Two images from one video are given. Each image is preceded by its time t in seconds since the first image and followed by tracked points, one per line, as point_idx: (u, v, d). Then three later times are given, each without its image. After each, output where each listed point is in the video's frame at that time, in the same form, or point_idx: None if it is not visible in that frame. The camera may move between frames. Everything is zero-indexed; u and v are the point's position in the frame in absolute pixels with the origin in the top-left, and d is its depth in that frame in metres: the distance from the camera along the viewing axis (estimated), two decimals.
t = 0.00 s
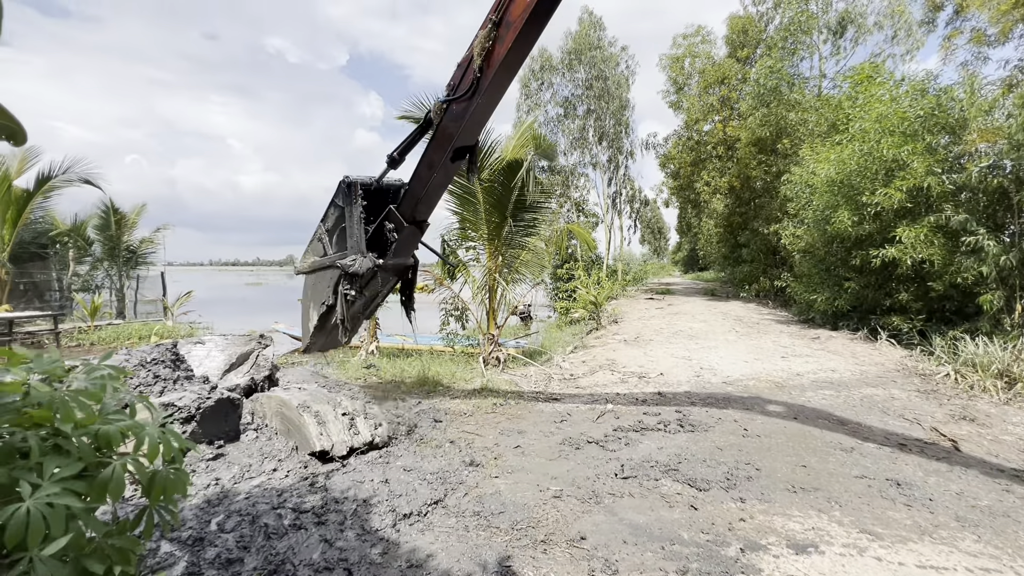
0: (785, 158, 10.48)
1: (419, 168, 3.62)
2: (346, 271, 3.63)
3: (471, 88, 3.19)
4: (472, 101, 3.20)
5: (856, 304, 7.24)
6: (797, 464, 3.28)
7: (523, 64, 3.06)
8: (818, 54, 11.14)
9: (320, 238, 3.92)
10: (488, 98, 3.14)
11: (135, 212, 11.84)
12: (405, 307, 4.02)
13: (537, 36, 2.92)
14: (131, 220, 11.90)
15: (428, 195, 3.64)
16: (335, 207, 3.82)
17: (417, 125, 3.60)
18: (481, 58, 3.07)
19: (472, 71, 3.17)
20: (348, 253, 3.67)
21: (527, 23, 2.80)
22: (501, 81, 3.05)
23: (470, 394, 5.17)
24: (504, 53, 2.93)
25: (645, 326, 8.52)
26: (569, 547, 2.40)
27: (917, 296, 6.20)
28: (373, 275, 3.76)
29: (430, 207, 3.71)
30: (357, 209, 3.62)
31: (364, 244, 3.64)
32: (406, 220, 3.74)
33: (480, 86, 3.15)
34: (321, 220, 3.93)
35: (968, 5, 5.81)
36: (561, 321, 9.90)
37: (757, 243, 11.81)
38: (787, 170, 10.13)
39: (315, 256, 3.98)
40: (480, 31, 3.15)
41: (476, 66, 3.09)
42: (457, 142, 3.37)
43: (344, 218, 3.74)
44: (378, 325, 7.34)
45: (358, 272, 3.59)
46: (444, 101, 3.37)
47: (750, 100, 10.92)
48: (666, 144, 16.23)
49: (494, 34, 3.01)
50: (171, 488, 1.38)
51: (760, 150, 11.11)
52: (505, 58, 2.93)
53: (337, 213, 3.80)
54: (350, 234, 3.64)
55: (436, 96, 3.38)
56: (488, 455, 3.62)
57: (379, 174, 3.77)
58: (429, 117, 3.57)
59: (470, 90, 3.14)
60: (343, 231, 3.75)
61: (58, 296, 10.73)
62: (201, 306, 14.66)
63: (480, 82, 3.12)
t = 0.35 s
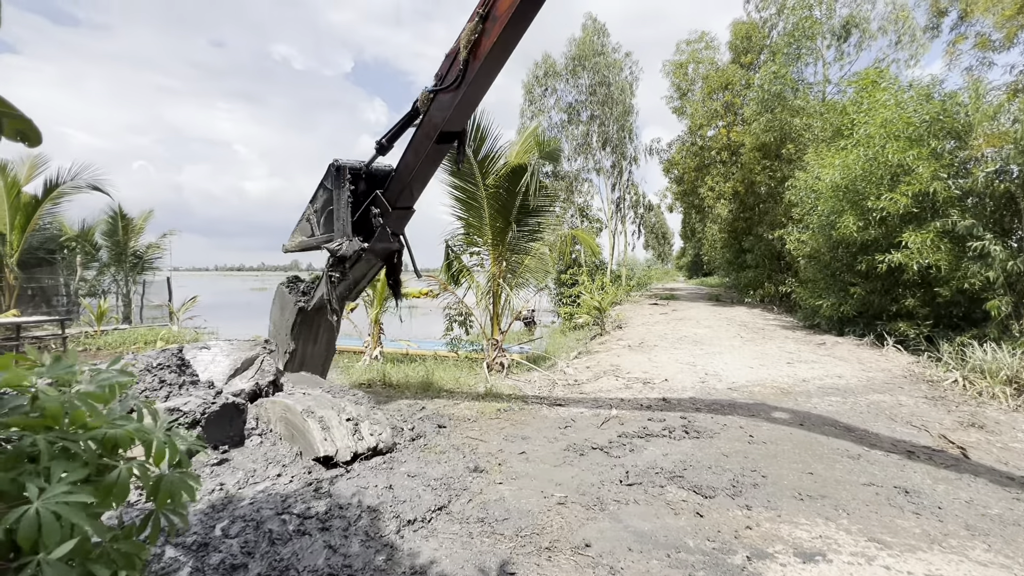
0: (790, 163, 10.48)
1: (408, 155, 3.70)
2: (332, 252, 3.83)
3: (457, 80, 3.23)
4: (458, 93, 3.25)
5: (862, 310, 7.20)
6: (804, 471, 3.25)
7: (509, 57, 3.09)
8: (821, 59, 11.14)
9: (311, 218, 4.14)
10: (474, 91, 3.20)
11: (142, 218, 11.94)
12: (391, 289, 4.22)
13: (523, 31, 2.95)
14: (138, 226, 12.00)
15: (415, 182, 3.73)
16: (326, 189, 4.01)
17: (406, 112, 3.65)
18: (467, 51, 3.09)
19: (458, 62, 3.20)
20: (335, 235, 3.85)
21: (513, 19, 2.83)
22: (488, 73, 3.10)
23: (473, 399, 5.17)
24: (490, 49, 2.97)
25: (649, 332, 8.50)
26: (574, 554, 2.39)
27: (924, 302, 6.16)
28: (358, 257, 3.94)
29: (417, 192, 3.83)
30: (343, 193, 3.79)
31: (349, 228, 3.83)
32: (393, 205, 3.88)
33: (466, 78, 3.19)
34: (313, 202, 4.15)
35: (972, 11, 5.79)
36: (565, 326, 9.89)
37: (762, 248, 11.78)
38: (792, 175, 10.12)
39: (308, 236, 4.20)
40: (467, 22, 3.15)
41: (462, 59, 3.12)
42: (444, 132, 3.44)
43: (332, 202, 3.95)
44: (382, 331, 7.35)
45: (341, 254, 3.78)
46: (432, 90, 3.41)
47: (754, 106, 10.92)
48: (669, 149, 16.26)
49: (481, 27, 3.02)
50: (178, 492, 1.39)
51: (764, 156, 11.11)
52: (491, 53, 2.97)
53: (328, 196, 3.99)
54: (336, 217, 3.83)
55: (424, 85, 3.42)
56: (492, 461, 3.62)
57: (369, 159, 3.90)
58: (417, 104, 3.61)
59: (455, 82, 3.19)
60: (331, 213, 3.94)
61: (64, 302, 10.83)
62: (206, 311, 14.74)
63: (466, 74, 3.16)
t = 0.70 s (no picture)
0: (787, 170, 10.55)
1: (409, 140, 3.64)
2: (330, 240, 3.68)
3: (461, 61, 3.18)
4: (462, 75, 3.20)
5: (860, 317, 7.21)
6: (804, 480, 3.24)
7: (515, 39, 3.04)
8: (817, 68, 11.24)
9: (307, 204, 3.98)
10: (478, 73, 3.14)
11: (140, 226, 11.94)
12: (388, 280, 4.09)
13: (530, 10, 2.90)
14: (136, 234, 12.00)
15: (416, 168, 3.66)
16: (323, 175, 3.84)
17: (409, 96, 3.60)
18: (472, 31, 3.03)
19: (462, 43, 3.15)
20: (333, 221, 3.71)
21: None
22: (493, 55, 3.04)
23: (472, 407, 5.15)
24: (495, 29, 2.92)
25: (648, 339, 8.50)
26: (574, 564, 2.37)
27: (921, 308, 6.18)
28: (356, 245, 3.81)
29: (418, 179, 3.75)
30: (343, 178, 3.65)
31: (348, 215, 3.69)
32: (392, 192, 3.78)
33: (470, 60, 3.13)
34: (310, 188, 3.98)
35: (965, 21, 5.86)
36: (564, 333, 9.89)
37: (760, 255, 11.81)
38: (789, 183, 10.18)
39: (303, 222, 4.03)
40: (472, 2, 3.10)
41: (467, 40, 3.06)
42: (447, 116, 3.38)
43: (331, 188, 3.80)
44: (380, 338, 7.32)
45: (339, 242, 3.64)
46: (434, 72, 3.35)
47: (751, 113, 11.00)
48: (667, 156, 16.35)
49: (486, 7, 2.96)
50: (176, 503, 1.38)
51: (761, 163, 11.18)
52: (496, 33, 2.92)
53: (325, 181, 3.83)
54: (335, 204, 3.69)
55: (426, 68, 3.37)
56: (491, 470, 3.60)
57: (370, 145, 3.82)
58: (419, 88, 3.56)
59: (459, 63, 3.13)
60: (329, 199, 3.79)
61: (61, 309, 10.73)
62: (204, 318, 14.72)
63: (470, 55, 3.11)
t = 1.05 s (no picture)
0: (775, 179, 10.73)
1: (439, 139, 3.71)
2: (358, 252, 3.63)
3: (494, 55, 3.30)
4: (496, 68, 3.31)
5: (847, 324, 7.29)
6: (793, 487, 3.26)
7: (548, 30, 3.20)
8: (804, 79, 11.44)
9: (327, 217, 3.99)
10: (512, 65, 3.26)
11: (127, 233, 11.74)
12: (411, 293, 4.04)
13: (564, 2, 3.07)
14: (122, 242, 11.70)
15: (445, 168, 3.70)
16: (345, 185, 3.89)
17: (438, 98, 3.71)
18: (507, 24, 3.19)
19: (496, 38, 3.28)
20: (358, 231, 3.73)
21: None
22: (528, 46, 3.18)
23: (464, 416, 5.12)
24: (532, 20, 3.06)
25: (639, 346, 8.52)
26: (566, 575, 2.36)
27: (907, 315, 6.27)
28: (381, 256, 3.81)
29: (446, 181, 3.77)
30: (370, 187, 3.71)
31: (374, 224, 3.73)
32: (420, 197, 3.82)
33: (504, 52, 3.26)
34: (331, 201, 3.99)
35: (945, 35, 6.02)
36: (556, 341, 9.89)
37: (749, 263, 11.93)
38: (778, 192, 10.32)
39: (321, 237, 4.03)
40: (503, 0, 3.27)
41: (501, 32, 3.21)
42: (480, 111, 3.45)
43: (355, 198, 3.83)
44: (371, 347, 7.26)
45: (366, 251, 3.64)
46: (466, 70, 3.46)
47: (740, 123, 11.15)
48: (657, 165, 16.52)
49: None
50: (161, 518, 1.36)
51: (749, 172, 11.34)
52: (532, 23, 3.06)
53: (347, 191, 3.88)
54: (361, 213, 3.73)
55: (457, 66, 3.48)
56: (482, 480, 3.57)
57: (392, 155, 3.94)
58: (448, 88, 3.68)
59: (494, 56, 3.25)
60: (353, 209, 3.83)
61: (44, 319, 10.87)
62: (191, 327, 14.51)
63: (505, 48, 3.23)
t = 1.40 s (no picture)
0: (753, 188, 11.00)
1: (475, 132, 3.71)
2: (389, 251, 3.63)
3: (533, 41, 3.32)
4: (534, 55, 3.33)
5: (823, 330, 7.46)
6: (772, 490, 3.30)
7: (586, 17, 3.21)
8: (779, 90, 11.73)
9: (355, 219, 4.00)
10: (550, 51, 3.29)
11: (100, 240, 11.44)
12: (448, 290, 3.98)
13: None
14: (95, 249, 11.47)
15: (481, 160, 3.68)
16: (374, 185, 3.90)
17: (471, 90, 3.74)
18: (545, 10, 3.20)
19: (533, 25, 3.31)
20: (389, 230, 3.71)
21: None
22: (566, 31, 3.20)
23: (447, 425, 5.07)
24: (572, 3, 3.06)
25: (622, 353, 8.58)
26: None
27: (880, 321, 6.45)
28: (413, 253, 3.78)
29: (481, 174, 3.74)
30: (397, 185, 3.70)
31: (404, 221, 3.70)
32: (454, 194, 3.81)
33: (542, 40, 3.29)
34: (360, 202, 4.00)
35: (911, 51, 6.24)
36: (540, 347, 9.90)
37: (728, 270, 12.14)
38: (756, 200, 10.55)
39: (350, 239, 4.05)
40: None
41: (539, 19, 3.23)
42: (516, 99, 3.46)
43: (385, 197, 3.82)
44: (352, 355, 7.16)
45: (397, 249, 3.61)
46: (502, 60, 3.49)
47: (718, 132, 11.38)
48: (639, 173, 16.75)
49: None
50: (129, 534, 1.32)
51: (728, 181, 11.58)
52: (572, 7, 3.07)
53: (376, 191, 3.88)
54: (390, 212, 3.70)
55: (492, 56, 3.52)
56: (465, 489, 3.54)
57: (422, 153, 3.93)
58: (482, 80, 3.71)
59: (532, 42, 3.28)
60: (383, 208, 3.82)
61: (10, 329, 10.25)
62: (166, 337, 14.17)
63: (543, 36, 3.27)
